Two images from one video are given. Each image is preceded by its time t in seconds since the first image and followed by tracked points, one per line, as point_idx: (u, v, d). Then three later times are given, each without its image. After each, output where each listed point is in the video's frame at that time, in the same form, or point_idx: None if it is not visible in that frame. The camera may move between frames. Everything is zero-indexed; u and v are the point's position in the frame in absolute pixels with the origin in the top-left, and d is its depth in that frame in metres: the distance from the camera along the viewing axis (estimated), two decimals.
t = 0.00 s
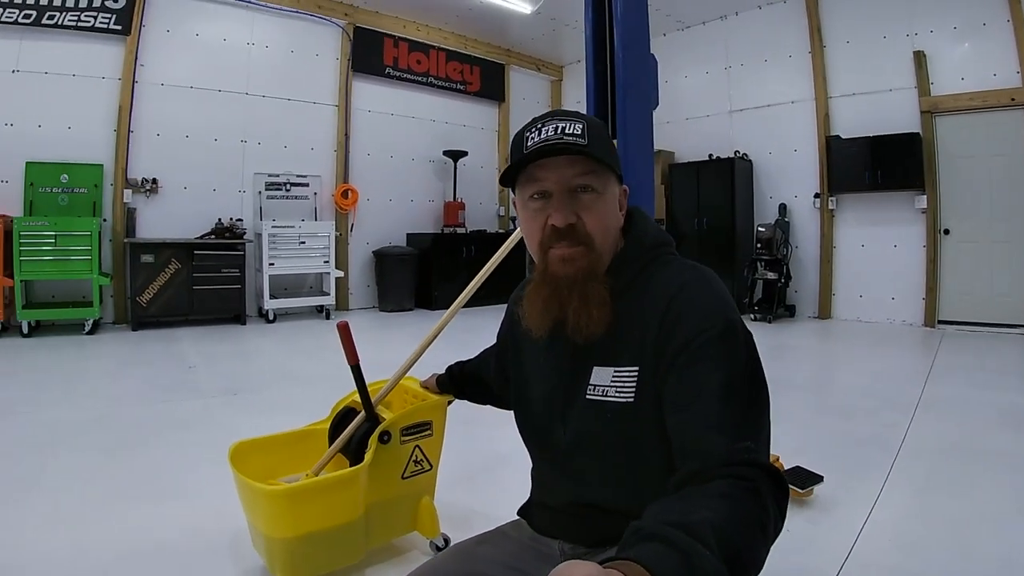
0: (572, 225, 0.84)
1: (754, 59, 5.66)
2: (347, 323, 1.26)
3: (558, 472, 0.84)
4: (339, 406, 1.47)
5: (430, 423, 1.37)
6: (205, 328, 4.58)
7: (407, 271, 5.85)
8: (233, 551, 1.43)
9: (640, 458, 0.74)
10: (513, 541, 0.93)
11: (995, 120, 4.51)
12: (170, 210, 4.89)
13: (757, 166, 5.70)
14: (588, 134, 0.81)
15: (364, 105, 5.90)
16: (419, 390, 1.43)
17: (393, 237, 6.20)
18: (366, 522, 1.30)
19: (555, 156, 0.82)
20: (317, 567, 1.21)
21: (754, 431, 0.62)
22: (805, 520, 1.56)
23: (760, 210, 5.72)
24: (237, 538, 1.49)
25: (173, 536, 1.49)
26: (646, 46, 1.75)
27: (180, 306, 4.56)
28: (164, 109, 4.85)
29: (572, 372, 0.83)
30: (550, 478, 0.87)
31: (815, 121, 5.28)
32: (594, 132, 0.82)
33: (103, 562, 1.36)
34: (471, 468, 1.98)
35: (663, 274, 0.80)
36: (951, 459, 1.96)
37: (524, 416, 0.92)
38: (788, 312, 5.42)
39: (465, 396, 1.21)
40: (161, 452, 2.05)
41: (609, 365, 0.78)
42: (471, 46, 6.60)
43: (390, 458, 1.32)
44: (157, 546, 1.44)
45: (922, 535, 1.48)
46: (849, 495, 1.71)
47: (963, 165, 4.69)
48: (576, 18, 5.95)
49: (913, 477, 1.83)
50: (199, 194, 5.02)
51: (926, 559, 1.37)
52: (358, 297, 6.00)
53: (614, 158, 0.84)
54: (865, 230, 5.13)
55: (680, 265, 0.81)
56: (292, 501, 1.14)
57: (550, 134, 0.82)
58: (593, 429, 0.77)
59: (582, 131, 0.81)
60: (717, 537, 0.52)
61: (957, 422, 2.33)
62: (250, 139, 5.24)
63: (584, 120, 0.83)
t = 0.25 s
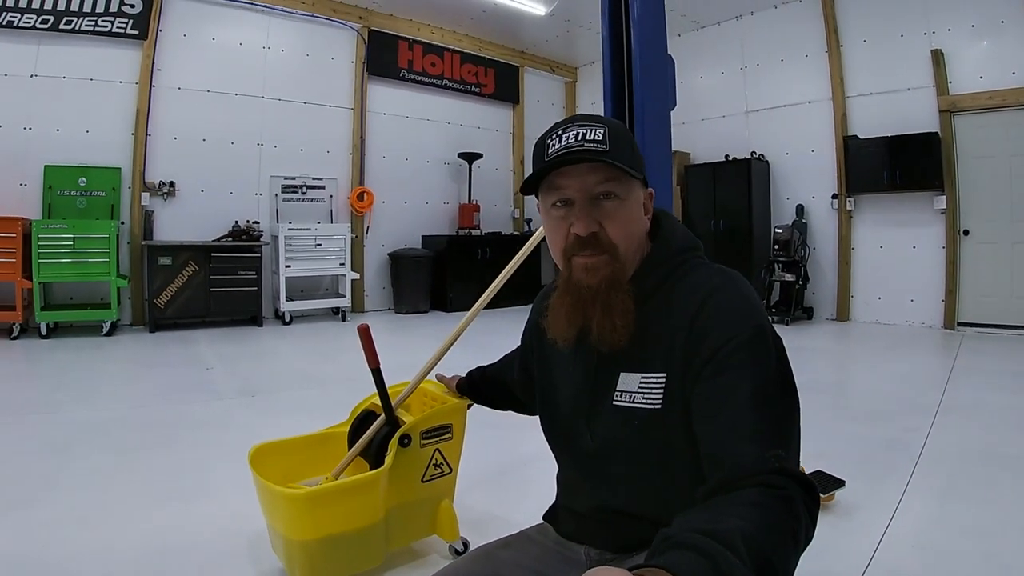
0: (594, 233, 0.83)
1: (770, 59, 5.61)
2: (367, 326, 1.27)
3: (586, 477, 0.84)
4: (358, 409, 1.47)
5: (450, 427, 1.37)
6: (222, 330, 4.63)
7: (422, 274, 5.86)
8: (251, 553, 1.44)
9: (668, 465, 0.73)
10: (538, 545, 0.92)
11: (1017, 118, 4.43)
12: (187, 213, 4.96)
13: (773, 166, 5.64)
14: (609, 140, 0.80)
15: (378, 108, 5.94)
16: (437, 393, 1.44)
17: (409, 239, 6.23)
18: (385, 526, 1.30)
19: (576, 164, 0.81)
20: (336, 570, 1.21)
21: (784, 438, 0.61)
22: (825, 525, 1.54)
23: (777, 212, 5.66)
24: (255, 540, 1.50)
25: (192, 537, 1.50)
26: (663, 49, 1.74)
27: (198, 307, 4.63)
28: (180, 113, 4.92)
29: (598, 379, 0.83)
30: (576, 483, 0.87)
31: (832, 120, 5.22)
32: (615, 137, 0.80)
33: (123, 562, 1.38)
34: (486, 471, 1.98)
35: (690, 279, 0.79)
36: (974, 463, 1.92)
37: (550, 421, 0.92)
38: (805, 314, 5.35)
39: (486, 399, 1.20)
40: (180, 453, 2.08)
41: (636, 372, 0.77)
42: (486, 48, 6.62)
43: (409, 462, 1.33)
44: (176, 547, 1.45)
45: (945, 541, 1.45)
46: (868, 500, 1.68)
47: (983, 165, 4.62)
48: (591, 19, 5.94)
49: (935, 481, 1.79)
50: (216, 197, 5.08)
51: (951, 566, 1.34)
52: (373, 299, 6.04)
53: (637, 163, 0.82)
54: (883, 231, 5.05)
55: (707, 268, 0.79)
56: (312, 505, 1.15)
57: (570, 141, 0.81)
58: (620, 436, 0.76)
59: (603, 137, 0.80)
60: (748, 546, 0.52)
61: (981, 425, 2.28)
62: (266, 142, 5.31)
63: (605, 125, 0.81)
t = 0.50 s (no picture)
0: (599, 232, 0.83)
1: (771, 58, 5.60)
2: (370, 325, 1.27)
3: (590, 475, 0.84)
4: (361, 408, 1.47)
5: (452, 425, 1.37)
6: (224, 329, 4.64)
7: (423, 273, 5.86)
8: (254, 551, 1.44)
9: (673, 463, 0.73)
10: (541, 543, 0.92)
11: (1018, 118, 4.43)
12: (188, 212, 4.97)
13: (774, 166, 5.64)
14: (614, 139, 0.80)
15: (379, 107, 5.95)
16: (440, 392, 1.44)
17: (410, 238, 6.23)
18: (388, 524, 1.31)
19: (580, 164, 0.81)
20: (339, 568, 1.21)
21: (788, 437, 0.61)
22: (826, 524, 1.54)
23: (778, 211, 5.66)
24: (258, 538, 1.51)
25: (195, 537, 1.51)
26: (664, 47, 1.74)
27: (200, 307, 4.63)
28: (181, 112, 4.93)
29: (603, 378, 0.83)
30: (580, 481, 0.87)
31: (833, 119, 5.21)
32: (620, 137, 0.80)
33: (126, 562, 1.38)
34: (488, 470, 1.99)
35: (695, 278, 0.78)
36: (975, 462, 1.92)
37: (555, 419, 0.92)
38: (806, 313, 5.35)
39: (488, 399, 1.20)
40: (182, 453, 2.08)
41: (641, 370, 0.77)
42: (487, 47, 6.62)
43: (411, 460, 1.33)
44: (178, 546, 1.46)
45: (947, 539, 1.45)
46: (869, 498, 1.69)
47: (984, 164, 4.61)
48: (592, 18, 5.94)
49: (936, 480, 1.80)
50: (217, 197, 5.09)
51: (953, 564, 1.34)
52: (374, 299, 6.04)
53: (643, 164, 0.82)
54: (885, 230, 5.05)
55: (713, 267, 0.79)
56: (315, 503, 1.15)
57: (576, 140, 0.81)
58: (625, 434, 0.76)
59: (608, 136, 0.80)
60: (752, 545, 0.52)
61: (982, 424, 2.28)
62: (267, 142, 5.31)
63: (610, 125, 0.81)
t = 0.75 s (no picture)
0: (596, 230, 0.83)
1: (770, 60, 5.61)
2: (373, 325, 1.27)
3: (593, 474, 0.84)
4: (363, 408, 1.47)
5: (455, 425, 1.37)
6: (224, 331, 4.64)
7: (423, 275, 5.86)
8: (256, 552, 1.44)
9: (675, 461, 0.73)
10: (544, 542, 0.92)
11: (1018, 119, 4.44)
12: (188, 214, 4.97)
13: (774, 168, 5.64)
14: (612, 138, 0.80)
15: (379, 109, 5.95)
16: (443, 393, 1.44)
17: (410, 240, 6.23)
18: (391, 524, 1.30)
19: (578, 163, 0.82)
20: (341, 568, 1.21)
21: (791, 434, 0.61)
22: (828, 524, 1.54)
23: (778, 213, 5.66)
24: (260, 539, 1.51)
25: (196, 538, 1.51)
26: (665, 50, 1.74)
27: (200, 309, 4.63)
28: (182, 114, 4.93)
29: (604, 376, 0.83)
30: (584, 479, 0.87)
31: (833, 121, 5.21)
32: (618, 136, 0.80)
33: (128, 563, 1.38)
34: (489, 471, 1.99)
35: (696, 276, 0.78)
36: (977, 462, 1.92)
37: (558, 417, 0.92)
38: (806, 315, 5.34)
39: (490, 398, 1.20)
40: (183, 454, 2.08)
41: (643, 368, 0.77)
42: (487, 50, 6.63)
43: (414, 461, 1.33)
44: (179, 547, 1.46)
45: (949, 539, 1.45)
46: (871, 498, 1.69)
47: (983, 166, 4.62)
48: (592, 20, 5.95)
49: (938, 480, 1.80)
50: (218, 199, 5.09)
51: (956, 565, 1.34)
52: (374, 301, 6.04)
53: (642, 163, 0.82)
54: (885, 232, 5.05)
55: (714, 265, 0.79)
56: (317, 503, 1.15)
57: (574, 139, 0.81)
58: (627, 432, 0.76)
59: (606, 136, 0.80)
60: (755, 542, 0.52)
61: (984, 425, 2.28)
62: (268, 144, 5.32)
63: (609, 124, 0.81)
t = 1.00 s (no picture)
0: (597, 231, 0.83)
1: (769, 63, 5.63)
2: (374, 325, 1.27)
3: (594, 474, 0.84)
4: (364, 409, 1.47)
5: (456, 426, 1.37)
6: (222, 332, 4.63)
7: (421, 276, 5.86)
8: (255, 553, 1.44)
9: (677, 461, 0.73)
10: (544, 544, 0.92)
11: (1016, 122, 4.46)
12: (187, 214, 4.96)
13: (772, 170, 5.65)
14: (612, 140, 0.79)
15: (378, 110, 5.95)
16: (444, 394, 1.44)
17: (408, 242, 6.23)
18: (391, 526, 1.30)
19: (578, 165, 0.82)
20: (341, 569, 1.21)
21: (793, 435, 0.61)
22: (828, 526, 1.54)
23: (777, 215, 5.66)
24: (259, 540, 1.50)
25: (195, 539, 1.50)
26: (665, 52, 1.74)
27: (198, 309, 4.62)
28: (181, 114, 4.93)
29: (606, 376, 0.83)
30: (585, 480, 0.87)
31: (831, 124, 5.22)
32: (619, 137, 0.80)
33: (127, 563, 1.38)
34: (488, 472, 1.98)
35: (699, 276, 0.78)
36: (977, 464, 1.92)
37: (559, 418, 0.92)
38: (804, 318, 5.35)
39: (490, 400, 1.20)
40: (181, 455, 2.07)
41: (645, 369, 0.77)
42: (486, 52, 6.64)
43: (415, 462, 1.32)
44: (177, 548, 1.45)
45: (949, 540, 1.45)
46: (871, 499, 1.69)
47: (981, 168, 4.64)
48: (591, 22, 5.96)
49: (938, 482, 1.79)
50: (216, 199, 5.09)
51: (957, 566, 1.33)
52: (372, 302, 6.03)
53: (644, 163, 0.81)
54: (883, 234, 5.05)
55: (717, 265, 0.79)
56: (318, 504, 1.15)
57: (575, 141, 0.81)
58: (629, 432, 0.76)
59: (606, 138, 0.79)
60: (758, 544, 0.52)
61: (982, 426, 2.28)
62: (267, 145, 5.32)
63: (610, 126, 0.81)
